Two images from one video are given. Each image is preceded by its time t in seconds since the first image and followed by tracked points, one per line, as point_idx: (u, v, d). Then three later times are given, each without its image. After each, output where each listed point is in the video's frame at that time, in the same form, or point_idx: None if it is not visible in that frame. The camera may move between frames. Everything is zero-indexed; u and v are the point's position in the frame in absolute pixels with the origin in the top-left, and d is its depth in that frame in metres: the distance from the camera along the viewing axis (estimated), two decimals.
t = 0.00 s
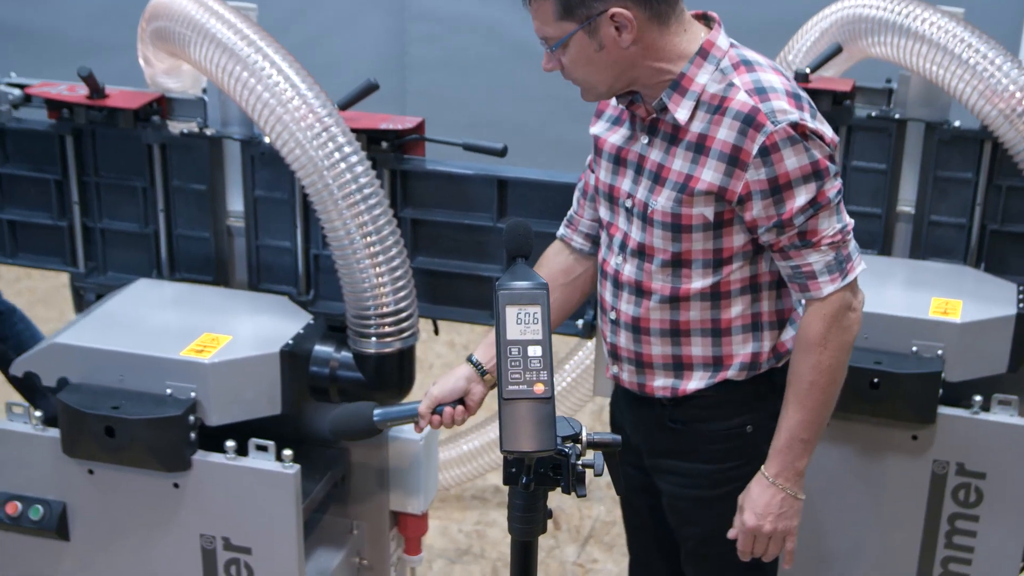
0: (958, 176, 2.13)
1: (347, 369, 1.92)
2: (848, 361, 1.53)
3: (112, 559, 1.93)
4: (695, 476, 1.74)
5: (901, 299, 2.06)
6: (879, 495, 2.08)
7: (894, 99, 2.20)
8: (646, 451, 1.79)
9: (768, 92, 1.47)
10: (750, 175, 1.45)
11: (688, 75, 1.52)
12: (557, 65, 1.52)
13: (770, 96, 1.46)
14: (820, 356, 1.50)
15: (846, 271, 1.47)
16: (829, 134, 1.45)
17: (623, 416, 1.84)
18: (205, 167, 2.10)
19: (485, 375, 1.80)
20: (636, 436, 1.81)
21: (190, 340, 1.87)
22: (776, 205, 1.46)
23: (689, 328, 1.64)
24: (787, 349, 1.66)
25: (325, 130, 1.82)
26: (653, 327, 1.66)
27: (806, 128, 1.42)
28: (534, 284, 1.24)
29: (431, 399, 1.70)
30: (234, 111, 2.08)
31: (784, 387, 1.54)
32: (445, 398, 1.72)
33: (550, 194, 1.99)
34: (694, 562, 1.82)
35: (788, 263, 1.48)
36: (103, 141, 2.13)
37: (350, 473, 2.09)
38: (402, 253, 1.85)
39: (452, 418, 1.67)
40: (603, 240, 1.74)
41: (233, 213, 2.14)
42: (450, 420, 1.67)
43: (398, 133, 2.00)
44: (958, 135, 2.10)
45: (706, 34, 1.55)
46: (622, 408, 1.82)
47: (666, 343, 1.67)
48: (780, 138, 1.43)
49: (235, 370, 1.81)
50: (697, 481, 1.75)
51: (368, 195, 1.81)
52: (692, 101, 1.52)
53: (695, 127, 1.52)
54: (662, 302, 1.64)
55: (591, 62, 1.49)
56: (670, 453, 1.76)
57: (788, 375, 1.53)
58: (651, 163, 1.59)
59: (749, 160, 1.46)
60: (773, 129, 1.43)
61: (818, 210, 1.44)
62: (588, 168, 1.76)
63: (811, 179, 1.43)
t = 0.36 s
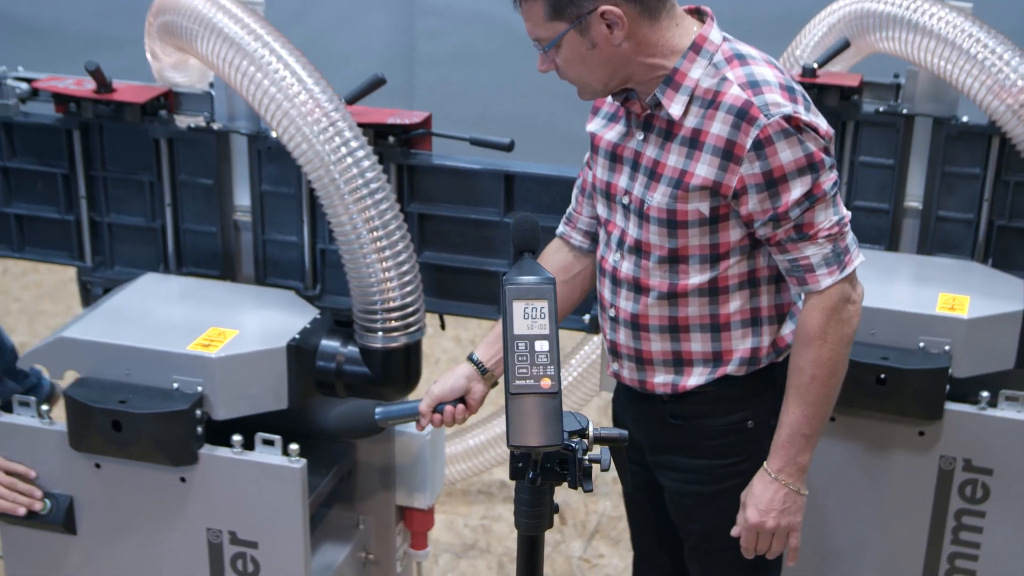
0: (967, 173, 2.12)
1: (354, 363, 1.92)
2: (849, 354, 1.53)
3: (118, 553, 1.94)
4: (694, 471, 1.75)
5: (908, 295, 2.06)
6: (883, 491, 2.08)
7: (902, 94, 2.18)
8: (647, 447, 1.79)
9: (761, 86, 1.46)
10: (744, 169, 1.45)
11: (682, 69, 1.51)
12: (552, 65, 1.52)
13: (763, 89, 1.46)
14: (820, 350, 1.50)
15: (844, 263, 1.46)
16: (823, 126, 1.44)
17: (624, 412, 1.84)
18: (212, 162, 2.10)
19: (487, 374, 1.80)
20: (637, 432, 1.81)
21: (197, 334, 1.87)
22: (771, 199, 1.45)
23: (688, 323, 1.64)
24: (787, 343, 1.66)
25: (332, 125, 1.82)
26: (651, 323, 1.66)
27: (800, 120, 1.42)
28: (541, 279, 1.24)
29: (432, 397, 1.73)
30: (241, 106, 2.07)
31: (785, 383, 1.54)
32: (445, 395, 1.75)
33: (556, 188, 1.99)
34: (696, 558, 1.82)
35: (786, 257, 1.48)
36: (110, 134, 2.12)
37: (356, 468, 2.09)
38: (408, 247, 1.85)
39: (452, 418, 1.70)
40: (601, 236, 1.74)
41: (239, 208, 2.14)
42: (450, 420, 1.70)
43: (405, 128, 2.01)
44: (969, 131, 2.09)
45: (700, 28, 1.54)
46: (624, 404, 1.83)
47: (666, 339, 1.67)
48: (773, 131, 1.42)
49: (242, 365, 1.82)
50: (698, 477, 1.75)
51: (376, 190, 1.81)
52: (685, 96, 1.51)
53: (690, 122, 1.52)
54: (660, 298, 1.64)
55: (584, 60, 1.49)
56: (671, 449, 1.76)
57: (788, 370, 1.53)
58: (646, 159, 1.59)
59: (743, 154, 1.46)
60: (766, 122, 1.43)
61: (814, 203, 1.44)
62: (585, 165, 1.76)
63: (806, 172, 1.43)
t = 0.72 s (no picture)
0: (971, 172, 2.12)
1: (357, 361, 1.92)
2: (844, 355, 1.52)
3: (122, 550, 1.94)
4: (692, 470, 1.75)
5: (912, 293, 2.05)
6: (885, 490, 2.08)
7: (906, 92, 2.18)
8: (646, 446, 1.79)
9: (757, 83, 1.46)
10: (740, 167, 1.45)
11: (678, 68, 1.51)
12: (548, 63, 1.52)
13: (759, 87, 1.45)
14: (815, 348, 1.49)
15: (840, 262, 1.46)
16: (820, 124, 1.44)
17: (624, 411, 1.84)
18: (215, 160, 2.10)
19: (487, 373, 1.80)
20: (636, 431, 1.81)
21: (200, 332, 1.87)
22: (767, 197, 1.45)
23: (685, 322, 1.64)
24: (786, 342, 1.66)
25: (336, 122, 1.81)
26: (649, 322, 1.66)
27: (795, 118, 1.42)
28: (544, 277, 1.23)
29: (432, 396, 1.73)
30: (245, 104, 2.07)
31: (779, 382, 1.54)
32: (445, 394, 1.75)
33: (559, 185, 1.99)
34: (695, 557, 1.82)
35: (782, 255, 1.47)
36: (114, 132, 2.13)
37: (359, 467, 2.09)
38: (411, 243, 1.85)
39: (451, 418, 1.71)
40: (599, 235, 1.74)
41: (243, 206, 2.15)
42: (450, 420, 1.71)
43: (408, 126, 2.01)
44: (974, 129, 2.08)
45: (698, 26, 1.54)
46: (624, 403, 1.83)
47: (663, 338, 1.67)
48: (769, 129, 1.42)
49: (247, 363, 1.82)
50: (697, 476, 1.75)
51: (379, 188, 1.81)
52: (682, 94, 1.51)
53: (686, 120, 1.52)
54: (657, 296, 1.64)
55: (580, 58, 1.49)
56: (670, 448, 1.76)
57: (782, 369, 1.53)
58: (644, 157, 1.59)
59: (739, 152, 1.46)
60: (762, 120, 1.42)
61: (810, 201, 1.44)
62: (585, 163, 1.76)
63: (802, 170, 1.43)
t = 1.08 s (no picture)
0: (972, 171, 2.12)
1: (359, 361, 1.93)
2: (845, 355, 1.52)
3: (123, 549, 1.94)
4: (695, 470, 1.75)
5: (913, 293, 2.05)
6: (887, 490, 2.08)
7: (908, 92, 2.18)
8: (648, 446, 1.79)
9: (759, 83, 1.46)
10: (742, 167, 1.45)
11: (680, 67, 1.51)
12: (551, 62, 1.52)
13: (761, 87, 1.45)
14: (817, 349, 1.49)
15: (842, 262, 1.46)
16: (821, 124, 1.44)
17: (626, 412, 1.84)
18: (217, 159, 2.10)
19: (489, 372, 1.79)
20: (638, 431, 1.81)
21: (202, 331, 1.87)
22: (769, 197, 1.45)
23: (687, 322, 1.63)
24: (787, 342, 1.66)
25: (337, 121, 1.81)
26: (650, 322, 1.66)
27: (797, 118, 1.42)
28: (546, 277, 1.24)
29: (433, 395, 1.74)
30: (247, 103, 2.08)
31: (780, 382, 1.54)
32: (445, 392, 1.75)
33: (562, 185, 1.99)
34: (697, 557, 1.82)
35: (784, 256, 1.47)
36: (116, 131, 2.12)
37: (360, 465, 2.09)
38: (413, 242, 1.85)
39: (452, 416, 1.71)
40: (601, 235, 1.74)
41: (245, 204, 2.16)
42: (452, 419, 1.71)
43: (410, 125, 2.00)
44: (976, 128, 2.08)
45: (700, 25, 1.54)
46: (625, 403, 1.83)
47: (665, 338, 1.66)
48: (771, 129, 1.42)
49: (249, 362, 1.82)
50: (699, 476, 1.75)
51: (382, 188, 1.81)
52: (684, 94, 1.51)
53: (688, 120, 1.52)
54: (658, 296, 1.64)
55: (582, 57, 1.49)
56: (672, 448, 1.76)
57: (784, 368, 1.53)
58: (646, 157, 1.59)
59: (741, 152, 1.45)
60: (764, 120, 1.42)
61: (812, 202, 1.43)
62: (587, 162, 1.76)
63: (804, 170, 1.42)
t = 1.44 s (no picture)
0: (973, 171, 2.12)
1: (360, 361, 1.92)
2: (849, 357, 1.52)
3: (123, 549, 1.94)
4: (698, 470, 1.75)
5: (914, 292, 2.05)
6: (889, 490, 2.08)
7: (909, 92, 2.18)
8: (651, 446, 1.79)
9: (766, 84, 1.46)
10: (748, 168, 1.45)
11: (687, 66, 1.51)
12: (559, 60, 1.52)
13: (768, 87, 1.45)
14: (820, 350, 1.49)
15: (847, 264, 1.46)
16: (828, 125, 1.44)
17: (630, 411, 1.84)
18: (218, 158, 2.10)
19: (492, 369, 1.78)
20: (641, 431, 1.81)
21: (202, 331, 1.87)
22: (775, 198, 1.45)
23: (691, 322, 1.64)
24: (791, 343, 1.66)
25: (338, 122, 1.81)
26: (654, 322, 1.66)
27: (804, 120, 1.42)
28: (547, 277, 1.24)
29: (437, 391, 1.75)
30: (247, 103, 2.08)
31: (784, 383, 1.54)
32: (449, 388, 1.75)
33: (563, 185, 1.99)
34: (699, 557, 1.81)
35: (789, 257, 1.47)
36: (116, 131, 2.12)
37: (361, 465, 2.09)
38: (414, 242, 1.85)
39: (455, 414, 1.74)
40: (606, 234, 1.74)
41: (245, 205, 2.15)
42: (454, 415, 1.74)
43: (410, 125, 2.00)
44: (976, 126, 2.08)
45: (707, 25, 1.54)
46: (628, 402, 1.83)
47: (669, 337, 1.66)
48: (778, 130, 1.42)
49: (249, 362, 1.82)
50: (702, 475, 1.75)
51: (383, 190, 1.82)
52: (690, 93, 1.51)
53: (694, 120, 1.52)
54: (663, 296, 1.64)
55: (590, 55, 1.48)
56: (675, 448, 1.76)
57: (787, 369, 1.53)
58: (651, 156, 1.59)
59: (746, 152, 1.46)
60: (770, 120, 1.42)
61: (817, 203, 1.43)
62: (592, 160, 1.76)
63: (810, 171, 1.42)
